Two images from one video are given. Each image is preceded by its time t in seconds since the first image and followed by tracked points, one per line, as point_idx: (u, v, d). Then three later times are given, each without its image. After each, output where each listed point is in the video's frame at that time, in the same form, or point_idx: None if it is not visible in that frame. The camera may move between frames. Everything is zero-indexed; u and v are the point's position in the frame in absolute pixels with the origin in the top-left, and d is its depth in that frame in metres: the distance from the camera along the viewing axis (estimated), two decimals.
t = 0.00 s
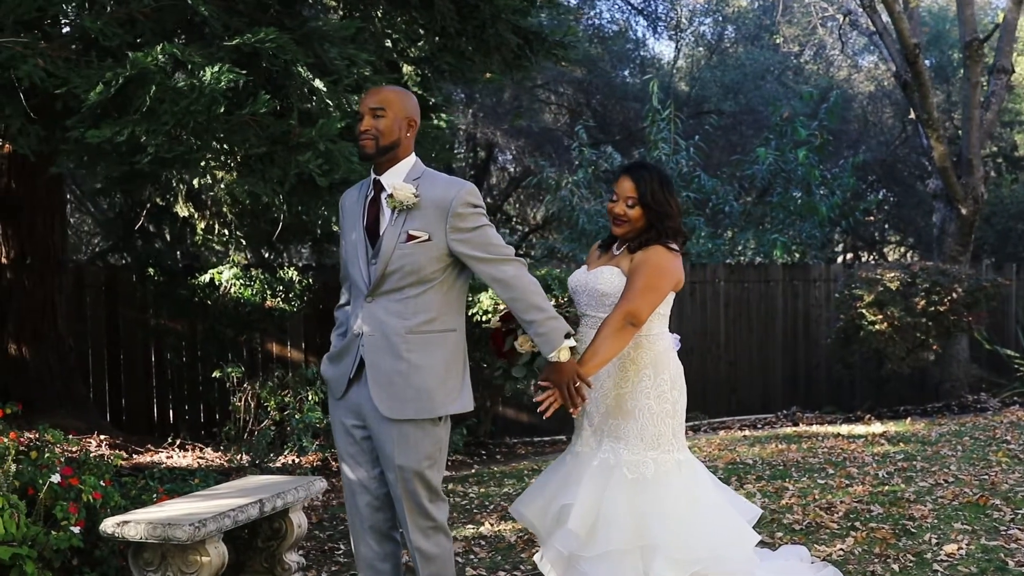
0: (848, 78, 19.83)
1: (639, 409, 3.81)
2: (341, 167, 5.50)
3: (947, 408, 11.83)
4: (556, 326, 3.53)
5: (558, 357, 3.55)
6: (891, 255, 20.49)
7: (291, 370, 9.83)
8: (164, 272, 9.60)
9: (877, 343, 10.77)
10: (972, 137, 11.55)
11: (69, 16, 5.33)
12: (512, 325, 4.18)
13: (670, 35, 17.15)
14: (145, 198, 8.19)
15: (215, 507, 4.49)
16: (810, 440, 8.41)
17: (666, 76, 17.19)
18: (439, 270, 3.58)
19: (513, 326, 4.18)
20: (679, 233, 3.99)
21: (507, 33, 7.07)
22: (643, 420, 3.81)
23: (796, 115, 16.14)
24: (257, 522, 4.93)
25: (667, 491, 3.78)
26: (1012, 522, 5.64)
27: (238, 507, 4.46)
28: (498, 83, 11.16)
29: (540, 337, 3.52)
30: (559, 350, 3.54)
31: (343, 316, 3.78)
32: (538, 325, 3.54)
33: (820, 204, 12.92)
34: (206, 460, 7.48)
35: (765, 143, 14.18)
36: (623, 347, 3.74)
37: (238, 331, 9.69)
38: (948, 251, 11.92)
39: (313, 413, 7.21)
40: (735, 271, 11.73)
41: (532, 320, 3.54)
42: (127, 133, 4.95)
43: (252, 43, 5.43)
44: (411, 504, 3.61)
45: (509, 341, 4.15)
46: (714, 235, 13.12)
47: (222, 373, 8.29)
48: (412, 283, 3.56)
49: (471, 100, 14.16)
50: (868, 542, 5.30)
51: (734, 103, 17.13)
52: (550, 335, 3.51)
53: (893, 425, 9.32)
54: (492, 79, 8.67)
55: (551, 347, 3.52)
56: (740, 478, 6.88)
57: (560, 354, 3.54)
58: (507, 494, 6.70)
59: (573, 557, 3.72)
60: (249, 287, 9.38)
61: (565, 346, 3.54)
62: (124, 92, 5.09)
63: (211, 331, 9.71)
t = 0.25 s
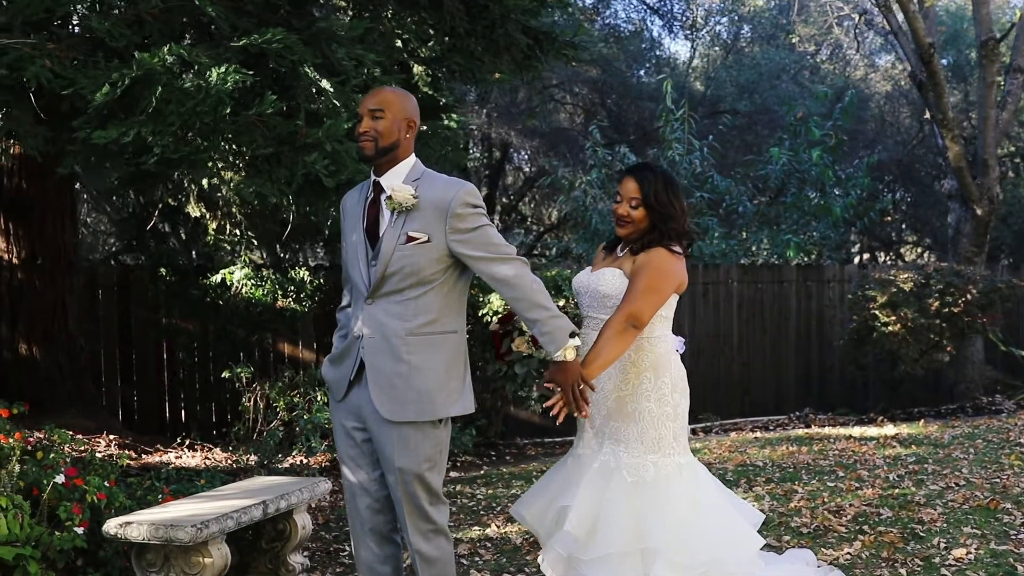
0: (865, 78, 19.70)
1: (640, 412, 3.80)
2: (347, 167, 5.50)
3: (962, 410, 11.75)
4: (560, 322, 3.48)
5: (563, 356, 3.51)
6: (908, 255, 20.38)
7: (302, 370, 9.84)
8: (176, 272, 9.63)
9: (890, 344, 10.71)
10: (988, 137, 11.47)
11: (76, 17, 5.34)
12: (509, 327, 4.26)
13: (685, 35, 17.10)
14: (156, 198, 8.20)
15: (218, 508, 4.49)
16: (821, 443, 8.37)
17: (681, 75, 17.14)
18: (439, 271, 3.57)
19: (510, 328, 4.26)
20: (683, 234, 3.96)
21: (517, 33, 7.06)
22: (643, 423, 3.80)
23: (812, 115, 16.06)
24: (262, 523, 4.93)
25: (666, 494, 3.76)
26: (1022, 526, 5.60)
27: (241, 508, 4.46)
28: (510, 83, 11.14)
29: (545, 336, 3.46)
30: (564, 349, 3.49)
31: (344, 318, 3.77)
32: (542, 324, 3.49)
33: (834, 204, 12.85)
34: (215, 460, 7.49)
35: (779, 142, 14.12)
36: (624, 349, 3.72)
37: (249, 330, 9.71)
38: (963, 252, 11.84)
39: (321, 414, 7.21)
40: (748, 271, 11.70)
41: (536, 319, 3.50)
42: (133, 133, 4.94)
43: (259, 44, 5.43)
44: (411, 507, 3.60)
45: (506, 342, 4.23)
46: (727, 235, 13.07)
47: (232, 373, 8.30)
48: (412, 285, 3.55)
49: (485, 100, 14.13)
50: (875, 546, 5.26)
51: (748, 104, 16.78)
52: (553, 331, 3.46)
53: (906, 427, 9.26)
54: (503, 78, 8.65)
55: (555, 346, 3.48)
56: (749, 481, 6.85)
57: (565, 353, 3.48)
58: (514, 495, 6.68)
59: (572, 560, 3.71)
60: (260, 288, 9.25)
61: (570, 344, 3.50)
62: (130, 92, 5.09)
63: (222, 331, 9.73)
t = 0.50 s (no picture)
0: (879, 78, 19.60)
1: (639, 416, 3.80)
2: (351, 169, 5.52)
3: (975, 413, 11.68)
4: (558, 325, 3.47)
5: (562, 358, 3.50)
6: (925, 256, 20.28)
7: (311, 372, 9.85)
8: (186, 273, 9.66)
9: (901, 347, 10.66)
10: (1001, 139, 11.41)
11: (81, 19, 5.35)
12: (508, 330, 4.31)
13: (699, 36, 17.05)
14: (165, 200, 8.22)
15: (220, 510, 4.49)
16: (830, 446, 8.34)
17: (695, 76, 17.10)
18: (435, 274, 3.56)
19: (510, 331, 4.30)
20: (684, 236, 3.96)
21: (523, 35, 7.06)
22: (642, 428, 3.79)
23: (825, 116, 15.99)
24: (265, 526, 4.93)
25: (665, 499, 3.76)
26: None
27: (243, 510, 4.46)
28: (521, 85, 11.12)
29: (544, 338, 3.45)
30: (563, 350, 3.48)
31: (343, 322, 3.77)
32: (541, 326, 3.48)
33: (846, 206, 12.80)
34: (223, 462, 7.50)
35: (791, 144, 14.07)
36: (624, 351, 3.70)
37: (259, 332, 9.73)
38: (976, 254, 11.78)
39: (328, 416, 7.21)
40: (760, 274, 11.67)
41: (534, 321, 3.48)
42: (136, 136, 4.96)
43: (263, 46, 5.44)
44: (409, 510, 3.59)
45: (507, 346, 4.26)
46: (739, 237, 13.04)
47: (240, 374, 8.31)
48: (409, 287, 3.54)
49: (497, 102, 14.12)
50: (881, 550, 5.23)
51: (762, 105, 16.81)
52: (552, 333, 3.45)
53: (917, 430, 9.21)
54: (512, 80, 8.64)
55: (554, 348, 3.47)
56: (756, 484, 6.83)
57: (564, 355, 3.47)
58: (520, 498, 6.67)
59: (571, 564, 3.72)
60: (270, 289, 9.42)
61: (568, 346, 3.48)
62: (135, 94, 5.10)
63: (232, 333, 9.74)
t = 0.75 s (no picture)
0: (898, 78, 19.49)
1: (643, 418, 3.78)
2: (360, 171, 5.56)
3: (993, 414, 11.60)
4: (561, 326, 3.47)
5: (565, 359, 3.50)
6: (945, 257, 20.14)
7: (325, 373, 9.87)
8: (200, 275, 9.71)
9: (917, 348, 10.61)
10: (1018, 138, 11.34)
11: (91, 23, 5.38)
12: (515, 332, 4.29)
13: (716, 36, 17.02)
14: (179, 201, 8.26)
15: (227, 512, 4.50)
16: (845, 447, 8.30)
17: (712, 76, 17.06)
18: (436, 276, 3.56)
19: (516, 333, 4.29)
20: (690, 236, 3.93)
21: (534, 37, 7.08)
22: (647, 430, 3.78)
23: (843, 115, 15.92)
24: (273, 527, 4.94)
25: (670, 501, 3.74)
26: None
27: (251, 512, 4.47)
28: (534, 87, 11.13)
29: (546, 339, 3.46)
30: (565, 352, 3.48)
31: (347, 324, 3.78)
32: (544, 328, 3.48)
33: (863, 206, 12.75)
34: (235, 463, 7.51)
35: (807, 144, 14.03)
36: (628, 352, 3.69)
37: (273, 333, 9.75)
38: (994, 254, 11.71)
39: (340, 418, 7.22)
40: (775, 274, 11.66)
41: (537, 323, 3.50)
42: (145, 139, 4.98)
43: (272, 49, 5.46)
44: (412, 512, 3.59)
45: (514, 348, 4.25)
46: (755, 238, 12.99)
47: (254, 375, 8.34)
48: (410, 290, 3.55)
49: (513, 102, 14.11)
50: (892, 553, 5.19)
51: (779, 105, 16.73)
52: (554, 335, 3.46)
53: (933, 432, 9.16)
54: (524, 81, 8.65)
55: (557, 350, 3.47)
56: (769, 486, 6.80)
57: (567, 357, 3.47)
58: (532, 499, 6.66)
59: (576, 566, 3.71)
60: (284, 290, 9.54)
61: (572, 347, 3.49)
62: (144, 97, 5.13)
63: (246, 334, 9.77)
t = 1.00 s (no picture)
0: (920, 77, 19.34)
1: (651, 420, 3.77)
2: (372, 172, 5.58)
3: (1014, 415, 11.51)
4: (568, 325, 3.48)
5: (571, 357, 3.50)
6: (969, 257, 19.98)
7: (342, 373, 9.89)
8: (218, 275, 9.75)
9: (936, 348, 10.55)
10: None
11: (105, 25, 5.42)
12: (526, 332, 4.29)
13: (737, 35, 16.95)
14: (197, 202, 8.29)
15: (239, 512, 4.52)
16: (862, 448, 8.25)
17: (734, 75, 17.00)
18: (442, 276, 3.57)
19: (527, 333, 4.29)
20: (700, 237, 3.93)
21: (548, 36, 7.09)
22: (654, 431, 3.76)
23: (864, 114, 15.82)
24: (284, 526, 4.95)
25: (678, 503, 3.72)
26: None
27: (261, 512, 4.49)
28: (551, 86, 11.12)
29: (554, 338, 3.46)
30: (572, 350, 3.48)
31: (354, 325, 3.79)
32: (551, 326, 3.49)
33: (883, 205, 12.68)
34: (251, 463, 7.54)
35: (827, 143, 13.96)
36: (633, 351, 3.68)
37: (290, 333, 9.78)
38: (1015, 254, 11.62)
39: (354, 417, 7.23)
40: (794, 275, 11.60)
41: (544, 321, 3.50)
42: (158, 140, 5.01)
43: (284, 50, 5.48)
44: (418, 513, 3.59)
45: (524, 347, 4.25)
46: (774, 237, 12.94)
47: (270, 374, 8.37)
48: (415, 290, 3.55)
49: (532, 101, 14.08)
50: (906, 555, 5.15)
51: (800, 103, 16.57)
52: (562, 333, 3.46)
53: (952, 433, 9.10)
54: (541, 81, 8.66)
55: (563, 347, 3.47)
56: (784, 487, 6.77)
57: (574, 355, 3.47)
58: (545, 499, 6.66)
59: (584, 566, 3.70)
60: (301, 291, 9.54)
61: (579, 345, 3.48)
62: (156, 98, 5.15)
63: (263, 334, 9.80)
